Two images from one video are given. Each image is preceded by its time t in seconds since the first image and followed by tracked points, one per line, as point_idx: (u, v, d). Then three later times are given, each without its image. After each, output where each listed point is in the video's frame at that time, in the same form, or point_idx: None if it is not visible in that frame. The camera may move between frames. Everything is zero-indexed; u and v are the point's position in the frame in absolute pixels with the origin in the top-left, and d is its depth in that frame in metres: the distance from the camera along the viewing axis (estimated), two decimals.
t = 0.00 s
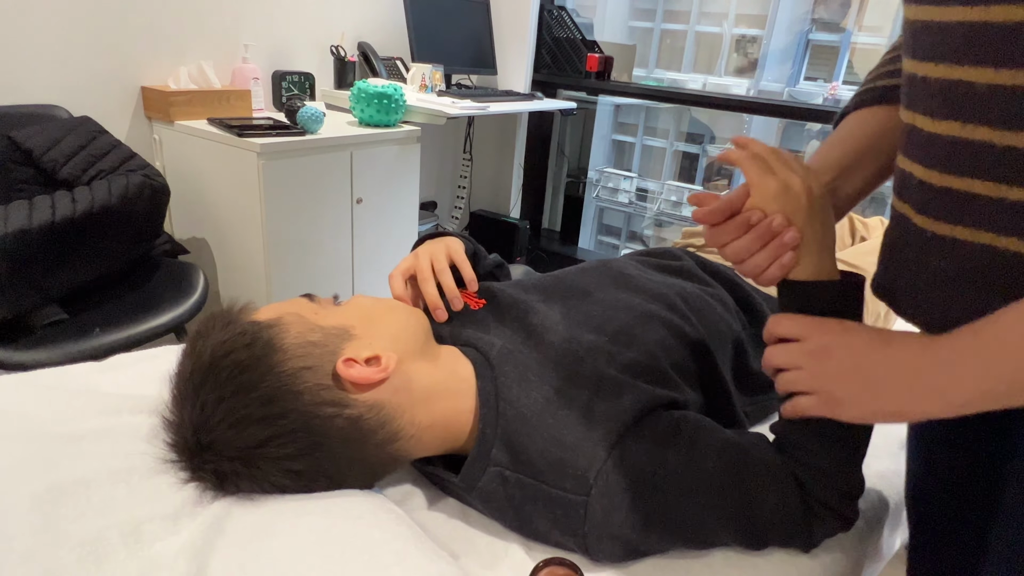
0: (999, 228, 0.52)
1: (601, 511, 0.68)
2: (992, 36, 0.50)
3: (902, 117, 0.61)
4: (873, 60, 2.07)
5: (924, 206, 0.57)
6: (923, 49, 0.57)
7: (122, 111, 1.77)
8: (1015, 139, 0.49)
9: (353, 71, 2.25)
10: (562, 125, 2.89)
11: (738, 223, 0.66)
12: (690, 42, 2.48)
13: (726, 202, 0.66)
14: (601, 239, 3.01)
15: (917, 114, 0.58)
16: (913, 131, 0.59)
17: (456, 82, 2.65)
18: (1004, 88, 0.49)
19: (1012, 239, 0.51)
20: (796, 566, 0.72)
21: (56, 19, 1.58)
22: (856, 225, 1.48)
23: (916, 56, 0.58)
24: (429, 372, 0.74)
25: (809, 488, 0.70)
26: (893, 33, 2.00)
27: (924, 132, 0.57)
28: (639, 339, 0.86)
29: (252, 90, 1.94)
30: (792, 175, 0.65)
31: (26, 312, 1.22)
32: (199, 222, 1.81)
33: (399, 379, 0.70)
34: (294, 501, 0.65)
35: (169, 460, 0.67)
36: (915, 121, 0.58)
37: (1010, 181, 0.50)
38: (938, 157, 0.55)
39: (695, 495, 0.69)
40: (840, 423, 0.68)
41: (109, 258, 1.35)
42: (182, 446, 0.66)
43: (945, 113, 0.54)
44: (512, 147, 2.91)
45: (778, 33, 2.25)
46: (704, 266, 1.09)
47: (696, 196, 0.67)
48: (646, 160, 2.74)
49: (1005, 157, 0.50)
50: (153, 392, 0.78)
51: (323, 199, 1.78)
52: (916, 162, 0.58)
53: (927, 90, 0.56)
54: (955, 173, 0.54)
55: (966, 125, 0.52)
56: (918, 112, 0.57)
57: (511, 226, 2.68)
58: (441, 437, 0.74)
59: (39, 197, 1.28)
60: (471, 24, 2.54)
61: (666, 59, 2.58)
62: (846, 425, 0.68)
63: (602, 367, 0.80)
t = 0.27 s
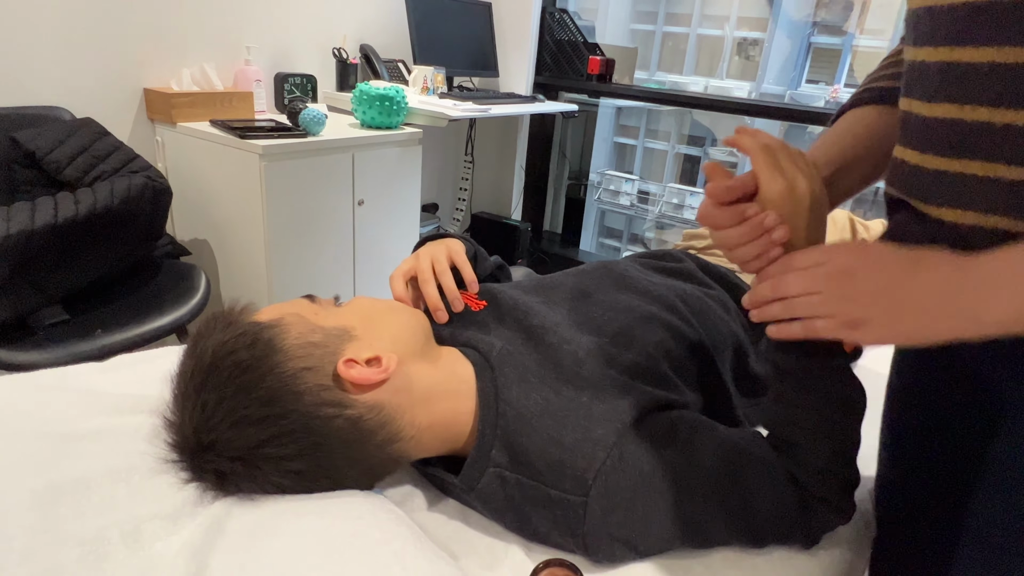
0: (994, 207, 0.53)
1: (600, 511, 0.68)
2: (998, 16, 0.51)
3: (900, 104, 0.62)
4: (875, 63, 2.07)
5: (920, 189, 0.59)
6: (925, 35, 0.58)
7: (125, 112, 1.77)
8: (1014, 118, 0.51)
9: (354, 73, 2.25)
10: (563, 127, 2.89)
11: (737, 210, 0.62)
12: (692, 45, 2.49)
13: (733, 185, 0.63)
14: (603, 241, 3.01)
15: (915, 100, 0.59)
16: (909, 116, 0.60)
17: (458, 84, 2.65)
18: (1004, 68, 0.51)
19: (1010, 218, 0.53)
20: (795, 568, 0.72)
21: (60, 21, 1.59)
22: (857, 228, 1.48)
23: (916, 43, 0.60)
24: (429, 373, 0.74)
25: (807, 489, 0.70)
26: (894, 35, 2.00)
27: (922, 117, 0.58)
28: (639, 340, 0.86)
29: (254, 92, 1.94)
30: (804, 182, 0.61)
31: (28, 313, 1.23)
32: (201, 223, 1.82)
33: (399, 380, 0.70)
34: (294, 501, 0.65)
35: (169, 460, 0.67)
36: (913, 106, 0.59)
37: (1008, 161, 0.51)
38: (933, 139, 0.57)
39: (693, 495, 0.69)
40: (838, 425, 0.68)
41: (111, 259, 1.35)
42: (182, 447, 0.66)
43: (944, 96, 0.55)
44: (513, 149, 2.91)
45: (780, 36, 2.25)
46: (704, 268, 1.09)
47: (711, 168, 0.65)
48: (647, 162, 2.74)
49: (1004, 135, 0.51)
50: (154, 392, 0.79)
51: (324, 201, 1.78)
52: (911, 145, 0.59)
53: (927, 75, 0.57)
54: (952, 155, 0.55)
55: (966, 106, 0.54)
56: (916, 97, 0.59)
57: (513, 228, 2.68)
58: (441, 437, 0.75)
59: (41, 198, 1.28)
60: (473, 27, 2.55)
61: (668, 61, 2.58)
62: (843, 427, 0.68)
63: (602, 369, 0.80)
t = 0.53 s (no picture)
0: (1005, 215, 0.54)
1: (604, 512, 0.68)
2: (1010, 28, 0.51)
3: (911, 113, 0.63)
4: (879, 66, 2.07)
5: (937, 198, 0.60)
6: (939, 43, 0.58)
7: (129, 114, 1.78)
8: None
9: (358, 75, 2.26)
10: (567, 129, 2.89)
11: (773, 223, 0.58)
12: (695, 47, 2.49)
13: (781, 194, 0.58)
14: (605, 243, 3.02)
15: (928, 110, 0.60)
16: (924, 125, 0.61)
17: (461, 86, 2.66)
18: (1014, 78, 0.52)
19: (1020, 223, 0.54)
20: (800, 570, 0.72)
21: (65, 23, 1.60)
22: (861, 231, 1.48)
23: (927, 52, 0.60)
24: (434, 374, 0.74)
25: (812, 491, 0.70)
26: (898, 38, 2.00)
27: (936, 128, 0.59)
28: (642, 342, 0.86)
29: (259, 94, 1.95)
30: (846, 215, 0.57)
31: (33, 313, 1.23)
32: (205, 224, 1.82)
33: (404, 380, 0.70)
34: (299, 501, 0.65)
35: (175, 460, 0.68)
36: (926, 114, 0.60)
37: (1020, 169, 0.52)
38: (946, 149, 0.58)
39: (698, 497, 0.69)
40: (838, 426, 0.69)
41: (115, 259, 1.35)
42: (188, 446, 0.66)
43: (957, 107, 0.56)
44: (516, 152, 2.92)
45: (783, 39, 2.25)
46: (708, 270, 1.09)
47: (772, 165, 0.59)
48: (650, 164, 2.74)
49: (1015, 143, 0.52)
50: (159, 392, 0.79)
51: (328, 202, 1.78)
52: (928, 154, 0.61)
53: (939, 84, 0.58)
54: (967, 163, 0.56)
55: (977, 116, 0.54)
56: (929, 106, 0.60)
57: (516, 229, 2.69)
58: (445, 438, 0.75)
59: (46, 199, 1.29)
60: (477, 29, 2.55)
61: (671, 64, 2.58)
62: (843, 428, 0.69)
63: (606, 370, 0.80)
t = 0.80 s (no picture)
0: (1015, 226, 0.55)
1: (607, 514, 0.68)
2: None
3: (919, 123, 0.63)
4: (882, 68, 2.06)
5: (950, 208, 0.61)
6: (944, 55, 0.58)
7: (133, 115, 1.78)
8: None
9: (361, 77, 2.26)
10: (569, 131, 2.89)
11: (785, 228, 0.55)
12: (697, 49, 2.49)
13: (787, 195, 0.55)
14: (607, 245, 3.02)
15: (936, 120, 0.60)
16: (932, 135, 0.61)
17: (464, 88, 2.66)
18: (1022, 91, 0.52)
19: None
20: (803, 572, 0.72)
21: (69, 24, 1.60)
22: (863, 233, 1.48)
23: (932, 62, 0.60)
24: (437, 376, 0.74)
25: (814, 493, 0.70)
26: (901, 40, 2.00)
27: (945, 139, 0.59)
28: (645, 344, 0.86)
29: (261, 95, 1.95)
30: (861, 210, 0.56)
31: (36, 313, 1.23)
32: (208, 225, 1.83)
33: (407, 381, 0.70)
34: (302, 501, 0.65)
35: (178, 460, 0.68)
36: (935, 126, 0.60)
37: None
38: (959, 160, 0.58)
39: (701, 499, 0.69)
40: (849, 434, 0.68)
41: (118, 260, 1.36)
42: (191, 447, 0.66)
43: (966, 118, 0.56)
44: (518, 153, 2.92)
45: (786, 41, 2.25)
46: (711, 272, 1.09)
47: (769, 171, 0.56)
48: (652, 166, 2.74)
49: None
50: (162, 392, 0.79)
51: (331, 203, 1.79)
52: (937, 165, 0.61)
53: (946, 94, 0.58)
54: (978, 176, 0.57)
55: (989, 130, 0.55)
56: (935, 117, 0.60)
57: (518, 231, 2.69)
58: (447, 440, 0.74)
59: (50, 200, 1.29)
60: (480, 31, 2.56)
61: (673, 66, 2.58)
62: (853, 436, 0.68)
63: (608, 371, 0.80)
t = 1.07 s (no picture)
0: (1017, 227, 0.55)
1: (610, 516, 0.68)
2: None
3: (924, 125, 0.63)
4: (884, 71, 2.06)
5: (951, 209, 0.61)
6: (950, 59, 0.58)
7: (136, 116, 1.79)
8: None
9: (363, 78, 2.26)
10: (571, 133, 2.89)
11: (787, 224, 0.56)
12: (700, 51, 2.49)
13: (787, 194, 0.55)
14: (609, 247, 3.02)
15: (940, 123, 0.60)
16: (935, 138, 0.61)
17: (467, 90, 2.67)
18: None
19: None
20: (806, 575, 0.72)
21: (73, 26, 1.61)
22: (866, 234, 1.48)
23: (937, 65, 0.60)
24: (440, 378, 0.74)
25: (818, 496, 0.70)
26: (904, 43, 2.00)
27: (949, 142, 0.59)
28: (648, 346, 0.86)
29: (265, 97, 1.96)
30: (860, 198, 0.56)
31: (40, 314, 1.24)
32: (211, 226, 1.83)
33: (410, 383, 0.70)
34: (305, 502, 0.65)
35: (182, 461, 0.68)
36: (938, 127, 0.60)
37: None
38: (963, 162, 0.58)
39: (704, 503, 0.68)
40: (853, 434, 0.68)
41: (122, 262, 1.36)
42: (195, 448, 0.66)
43: (971, 121, 0.56)
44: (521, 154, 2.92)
45: (789, 43, 2.25)
46: (713, 274, 1.09)
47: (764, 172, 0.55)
48: (655, 168, 2.74)
49: None
50: (166, 393, 0.79)
51: (334, 205, 1.79)
52: (940, 167, 0.61)
53: (951, 97, 0.58)
54: (982, 178, 0.57)
55: (993, 131, 0.55)
56: (940, 120, 0.60)
57: (520, 233, 2.69)
58: (450, 441, 0.74)
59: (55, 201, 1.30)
60: (482, 33, 2.56)
61: (676, 68, 2.58)
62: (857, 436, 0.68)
63: (611, 373, 0.80)
